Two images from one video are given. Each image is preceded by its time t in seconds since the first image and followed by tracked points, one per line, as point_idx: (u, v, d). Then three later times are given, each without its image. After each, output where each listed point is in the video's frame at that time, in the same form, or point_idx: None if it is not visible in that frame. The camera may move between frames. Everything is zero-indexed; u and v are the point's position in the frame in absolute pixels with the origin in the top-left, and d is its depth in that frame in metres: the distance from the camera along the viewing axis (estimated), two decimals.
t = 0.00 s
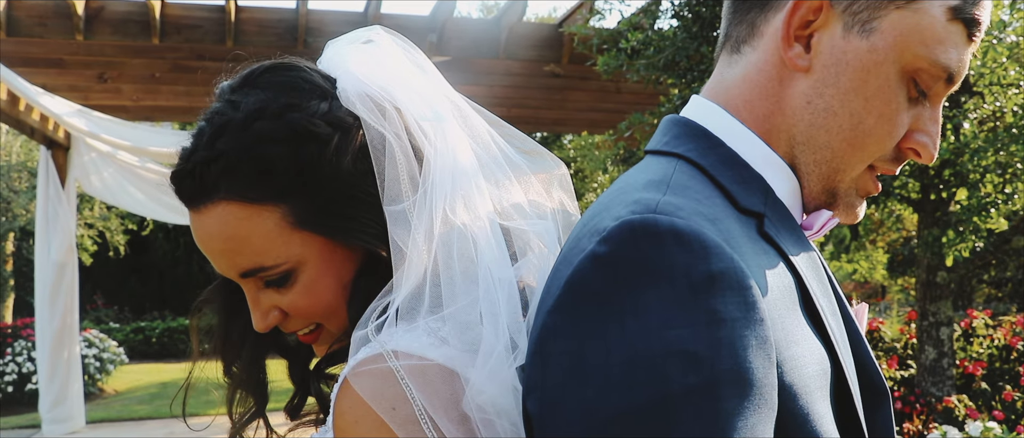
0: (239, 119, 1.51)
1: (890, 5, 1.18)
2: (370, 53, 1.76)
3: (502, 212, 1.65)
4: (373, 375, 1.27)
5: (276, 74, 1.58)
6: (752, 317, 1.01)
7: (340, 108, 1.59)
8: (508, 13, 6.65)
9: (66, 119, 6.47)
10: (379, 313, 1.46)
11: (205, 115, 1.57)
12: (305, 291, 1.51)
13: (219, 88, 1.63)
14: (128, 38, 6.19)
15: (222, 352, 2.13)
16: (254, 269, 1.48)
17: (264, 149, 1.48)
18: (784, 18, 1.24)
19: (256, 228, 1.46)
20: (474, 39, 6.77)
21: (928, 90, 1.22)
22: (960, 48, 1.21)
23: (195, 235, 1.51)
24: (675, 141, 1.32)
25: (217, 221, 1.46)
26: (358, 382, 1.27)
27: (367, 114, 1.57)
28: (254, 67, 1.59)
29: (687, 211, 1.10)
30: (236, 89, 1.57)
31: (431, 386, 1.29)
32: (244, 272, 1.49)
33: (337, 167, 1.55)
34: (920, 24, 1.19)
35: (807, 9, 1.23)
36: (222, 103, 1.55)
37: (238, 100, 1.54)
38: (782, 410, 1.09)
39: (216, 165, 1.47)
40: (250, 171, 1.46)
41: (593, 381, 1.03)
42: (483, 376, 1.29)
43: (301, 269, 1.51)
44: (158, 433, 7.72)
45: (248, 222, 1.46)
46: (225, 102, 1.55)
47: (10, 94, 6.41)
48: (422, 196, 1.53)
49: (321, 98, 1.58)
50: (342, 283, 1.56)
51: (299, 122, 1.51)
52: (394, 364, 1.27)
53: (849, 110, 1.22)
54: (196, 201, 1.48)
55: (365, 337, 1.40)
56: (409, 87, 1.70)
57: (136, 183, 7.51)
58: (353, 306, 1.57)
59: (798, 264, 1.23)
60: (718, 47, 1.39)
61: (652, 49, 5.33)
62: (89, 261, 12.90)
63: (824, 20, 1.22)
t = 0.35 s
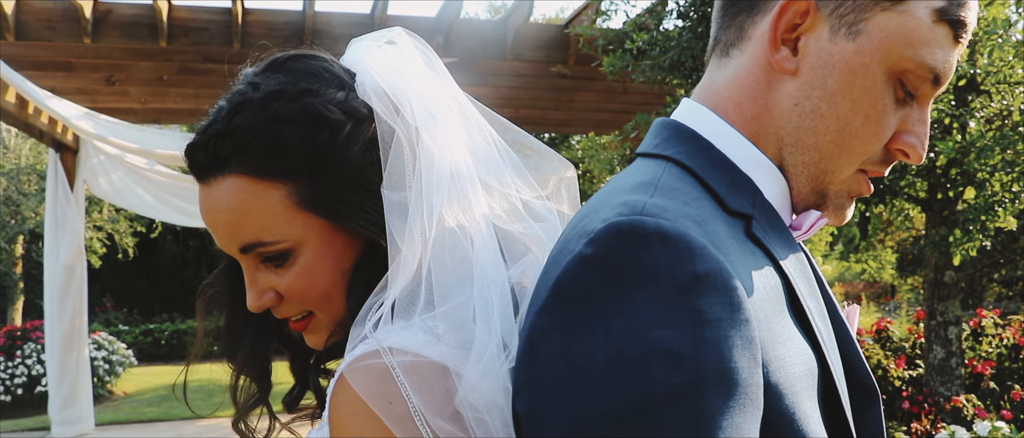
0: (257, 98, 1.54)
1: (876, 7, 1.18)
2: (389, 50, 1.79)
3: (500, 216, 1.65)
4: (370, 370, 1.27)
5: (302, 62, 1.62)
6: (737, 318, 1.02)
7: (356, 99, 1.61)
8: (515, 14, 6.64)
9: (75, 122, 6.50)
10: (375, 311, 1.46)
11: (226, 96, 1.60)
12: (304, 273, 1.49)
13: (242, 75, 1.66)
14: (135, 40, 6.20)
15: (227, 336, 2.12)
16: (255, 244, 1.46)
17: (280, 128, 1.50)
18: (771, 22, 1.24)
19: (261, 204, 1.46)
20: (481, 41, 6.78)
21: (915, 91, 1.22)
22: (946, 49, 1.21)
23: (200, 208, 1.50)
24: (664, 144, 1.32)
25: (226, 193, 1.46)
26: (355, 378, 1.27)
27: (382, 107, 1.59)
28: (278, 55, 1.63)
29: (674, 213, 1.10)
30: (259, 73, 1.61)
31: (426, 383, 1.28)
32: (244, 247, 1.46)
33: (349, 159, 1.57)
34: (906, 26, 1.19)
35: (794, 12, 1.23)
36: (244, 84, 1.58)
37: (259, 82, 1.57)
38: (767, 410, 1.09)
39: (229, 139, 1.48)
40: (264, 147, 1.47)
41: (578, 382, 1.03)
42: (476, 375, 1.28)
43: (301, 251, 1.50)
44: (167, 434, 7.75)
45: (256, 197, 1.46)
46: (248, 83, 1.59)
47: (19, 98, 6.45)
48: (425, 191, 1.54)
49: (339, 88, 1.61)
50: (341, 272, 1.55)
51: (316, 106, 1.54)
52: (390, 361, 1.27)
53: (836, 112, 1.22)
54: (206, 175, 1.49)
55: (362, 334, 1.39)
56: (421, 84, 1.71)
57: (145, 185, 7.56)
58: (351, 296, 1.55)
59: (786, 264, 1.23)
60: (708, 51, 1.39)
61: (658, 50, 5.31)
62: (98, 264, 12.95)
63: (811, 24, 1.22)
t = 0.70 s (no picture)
0: (268, 97, 1.56)
1: (867, 8, 1.19)
2: (396, 50, 1.80)
3: (502, 217, 1.67)
4: (372, 366, 1.28)
5: (312, 63, 1.64)
6: (725, 318, 1.03)
7: (364, 98, 1.63)
8: (522, 15, 6.66)
9: (84, 124, 6.54)
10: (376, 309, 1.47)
11: (237, 95, 1.62)
12: (312, 269, 1.51)
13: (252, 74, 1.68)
14: (143, 43, 6.24)
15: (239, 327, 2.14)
16: (265, 241, 1.48)
17: (289, 127, 1.52)
18: (763, 24, 1.26)
19: (271, 203, 1.47)
20: (488, 41, 6.82)
21: (908, 91, 1.23)
22: (938, 49, 1.22)
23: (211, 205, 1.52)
24: (659, 146, 1.33)
25: (237, 192, 1.47)
26: (357, 373, 1.28)
27: (388, 106, 1.60)
28: (288, 55, 1.65)
29: (664, 214, 1.11)
30: (270, 72, 1.63)
31: (426, 379, 1.29)
32: (255, 245, 1.48)
33: (356, 156, 1.58)
34: (896, 26, 1.20)
35: (785, 13, 1.25)
36: (254, 83, 1.60)
37: (270, 81, 1.59)
38: (758, 410, 1.11)
39: (240, 137, 1.50)
40: (274, 145, 1.49)
41: (569, 382, 1.04)
42: (474, 373, 1.30)
43: (309, 248, 1.51)
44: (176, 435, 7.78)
45: (266, 197, 1.47)
46: (258, 82, 1.61)
47: (28, 100, 6.52)
48: (429, 190, 1.54)
49: (348, 88, 1.63)
50: (350, 269, 1.56)
51: (325, 105, 1.56)
52: (391, 357, 1.28)
53: (828, 113, 1.23)
54: (216, 172, 1.51)
55: (364, 332, 1.40)
56: (426, 84, 1.73)
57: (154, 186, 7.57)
58: (358, 293, 1.56)
59: (778, 265, 1.24)
60: (703, 54, 1.40)
61: (664, 51, 5.32)
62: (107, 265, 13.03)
63: (802, 25, 1.23)
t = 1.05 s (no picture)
0: (272, 91, 1.56)
1: (856, 6, 1.20)
2: (399, 49, 1.80)
3: (500, 216, 1.67)
4: (367, 363, 1.29)
5: (315, 60, 1.65)
6: (718, 312, 1.03)
7: (366, 95, 1.64)
8: (528, 15, 6.66)
9: (91, 126, 6.57)
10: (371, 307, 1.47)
11: (242, 89, 1.63)
12: (311, 264, 1.51)
13: (257, 70, 1.69)
14: (149, 45, 6.25)
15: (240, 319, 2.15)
16: (263, 235, 1.49)
17: (290, 122, 1.53)
18: (752, 23, 1.26)
19: (271, 196, 1.48)
20: (493, 41, 6.81)
21: (900, 88, 1.23)
22: (929, 46, 1.23)
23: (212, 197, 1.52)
24: (654, 144, 1.34)
25: (237, 184, 1.48)
26: (352, 370, 1.29)
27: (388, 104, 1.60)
28: (293, 52, 1.66)
29: (656, 210, 1.11)
30: (276, 68, 1.64)
31: (420, 376, 1.30)
32: (254, 238, 1.49)
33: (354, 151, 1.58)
34: (887, 23, 1.20)
35: (775, 13, 1.25)
36: (259, 78, 1.61)
37: (275, 77, 1.60)
38: (754, 405, 1.10)
39: (242, 130, 1.51)
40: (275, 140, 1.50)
41: (563, 376, 1.05)
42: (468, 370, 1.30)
43: (308, 243, 1.52)
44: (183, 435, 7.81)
45: (265, 190, 1.48)
46: (264, 77, 1.62)
47: (35, 102, 6.56)
48: (427, 189, 1.55)
49: (350, 85, 1.63)
50: (348, 265, 1.56)
51: (327, 102, 1.56)
52: (386, 353, 1.29)
53: (819, 111, 1.23)
54: (219, 164, 1.52)
55: (360, 329, 1.41)
56: (428, 82, 1.73)
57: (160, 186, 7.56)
58: (356, 288, 1.57)
59: (774, 262, 1.24)
60: (697, 56, 1.41)
61: (670, 50, 5.30)
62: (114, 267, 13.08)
63: (792, 24, 1.24)
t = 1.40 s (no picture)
0: (265, 92, 1.57)
1: (850, 4, 1.20)
2: (393, 50, 1.81)
3: (494, 217, 1.66)
4: (360, 364, 1.29)
5: (309, 62, 1.65)
6: (713, 314, 1.03)
7: (360, 96, 1.63)
8: (530, 15, 6.65)
9: (94, 127, 6.58)
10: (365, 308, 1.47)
11: (235, 91, 1.63)
12: (302, 264, 1.51)
13: (252, 71, 1.69)
14: (153, 46, 6.25)
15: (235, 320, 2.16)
16: (256, 236, 1.49)
17: (283, 122, 1.53)
18: (746, 23, 1.26)
19: (265, 197, 1.48)
20: (496, 42, 6.80)
21: (895, 86, 1.23)
22: (925, 43, 1.22)
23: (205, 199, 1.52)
24: (650, 145, 1.33)
25: (231, 185, 1.48)
26: (346, 371, 1.29)
27: (382, 105, 1.60)
28: (285, 54, 1.67)
29: (650, 212, 1.11)
30: (269, 69, 1.64)
31: (413, 377, 1.30)
32: (247, 238, 1.49)
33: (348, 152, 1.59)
34: (881, 21, 1.20)
35: (769, 12, 1.25)
36: (253, 79, 1.61)
37: (268, 78, 1.61)
38: (750, 408, 1.10)
39: (235, 131, 1.51)
40: (268, 140, 1.50)
41: (556, 380, 1.04)
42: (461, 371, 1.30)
43: (300, 243, 1.52)
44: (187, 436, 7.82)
45: (258, 191, 1.48)
46: (257, 79, 1.62)
47: (39, 104, 6.58)
48: (419, 190, 1.55)
49: (344, 85, 1.63)
50: (340, 265, 1.56)
51: (320, 102, 1.57)
52: (379, 354, 1.29)
53: (814, 110, 1.23)
54: (212, 166, 1.52)
55: (355, 330, 1.41)
56: (422, 84, 1.73)
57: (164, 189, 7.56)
58: (349, 288, 1.56)
59: (770, 263, 1.24)
60: (692, 55, 1.40)
61: (671, 50, 5.30)
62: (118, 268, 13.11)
63: (786, 23, 1.24)
